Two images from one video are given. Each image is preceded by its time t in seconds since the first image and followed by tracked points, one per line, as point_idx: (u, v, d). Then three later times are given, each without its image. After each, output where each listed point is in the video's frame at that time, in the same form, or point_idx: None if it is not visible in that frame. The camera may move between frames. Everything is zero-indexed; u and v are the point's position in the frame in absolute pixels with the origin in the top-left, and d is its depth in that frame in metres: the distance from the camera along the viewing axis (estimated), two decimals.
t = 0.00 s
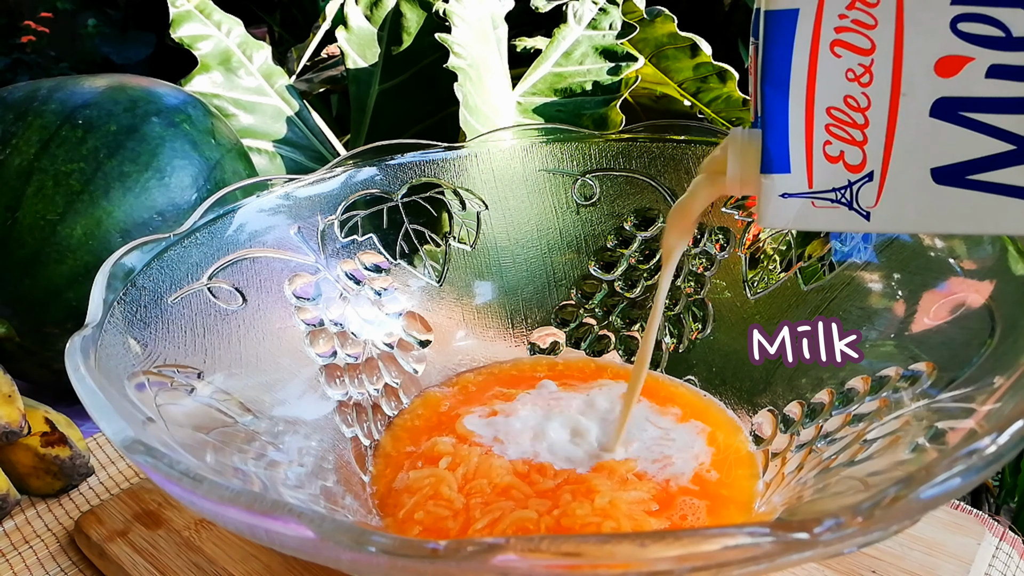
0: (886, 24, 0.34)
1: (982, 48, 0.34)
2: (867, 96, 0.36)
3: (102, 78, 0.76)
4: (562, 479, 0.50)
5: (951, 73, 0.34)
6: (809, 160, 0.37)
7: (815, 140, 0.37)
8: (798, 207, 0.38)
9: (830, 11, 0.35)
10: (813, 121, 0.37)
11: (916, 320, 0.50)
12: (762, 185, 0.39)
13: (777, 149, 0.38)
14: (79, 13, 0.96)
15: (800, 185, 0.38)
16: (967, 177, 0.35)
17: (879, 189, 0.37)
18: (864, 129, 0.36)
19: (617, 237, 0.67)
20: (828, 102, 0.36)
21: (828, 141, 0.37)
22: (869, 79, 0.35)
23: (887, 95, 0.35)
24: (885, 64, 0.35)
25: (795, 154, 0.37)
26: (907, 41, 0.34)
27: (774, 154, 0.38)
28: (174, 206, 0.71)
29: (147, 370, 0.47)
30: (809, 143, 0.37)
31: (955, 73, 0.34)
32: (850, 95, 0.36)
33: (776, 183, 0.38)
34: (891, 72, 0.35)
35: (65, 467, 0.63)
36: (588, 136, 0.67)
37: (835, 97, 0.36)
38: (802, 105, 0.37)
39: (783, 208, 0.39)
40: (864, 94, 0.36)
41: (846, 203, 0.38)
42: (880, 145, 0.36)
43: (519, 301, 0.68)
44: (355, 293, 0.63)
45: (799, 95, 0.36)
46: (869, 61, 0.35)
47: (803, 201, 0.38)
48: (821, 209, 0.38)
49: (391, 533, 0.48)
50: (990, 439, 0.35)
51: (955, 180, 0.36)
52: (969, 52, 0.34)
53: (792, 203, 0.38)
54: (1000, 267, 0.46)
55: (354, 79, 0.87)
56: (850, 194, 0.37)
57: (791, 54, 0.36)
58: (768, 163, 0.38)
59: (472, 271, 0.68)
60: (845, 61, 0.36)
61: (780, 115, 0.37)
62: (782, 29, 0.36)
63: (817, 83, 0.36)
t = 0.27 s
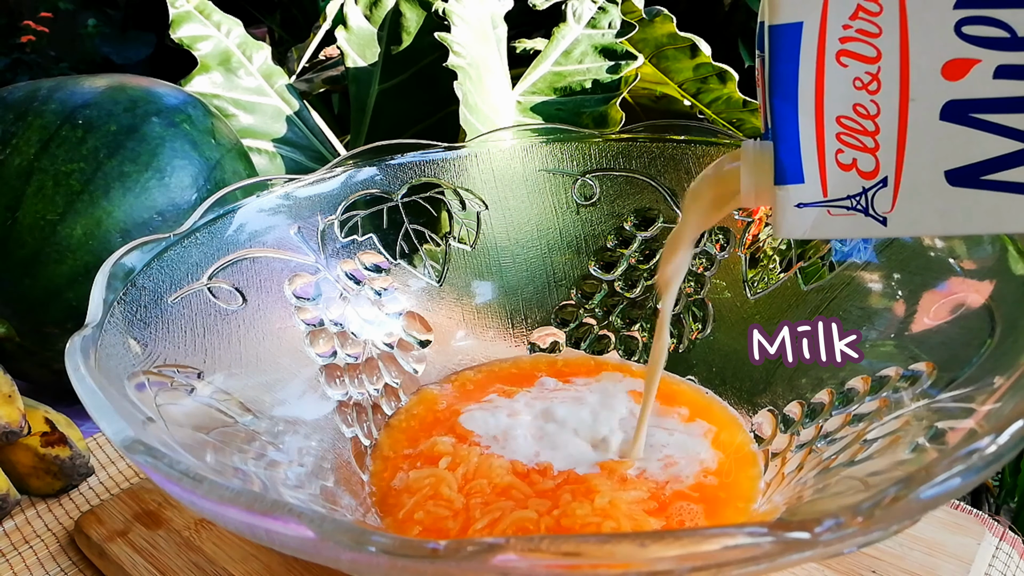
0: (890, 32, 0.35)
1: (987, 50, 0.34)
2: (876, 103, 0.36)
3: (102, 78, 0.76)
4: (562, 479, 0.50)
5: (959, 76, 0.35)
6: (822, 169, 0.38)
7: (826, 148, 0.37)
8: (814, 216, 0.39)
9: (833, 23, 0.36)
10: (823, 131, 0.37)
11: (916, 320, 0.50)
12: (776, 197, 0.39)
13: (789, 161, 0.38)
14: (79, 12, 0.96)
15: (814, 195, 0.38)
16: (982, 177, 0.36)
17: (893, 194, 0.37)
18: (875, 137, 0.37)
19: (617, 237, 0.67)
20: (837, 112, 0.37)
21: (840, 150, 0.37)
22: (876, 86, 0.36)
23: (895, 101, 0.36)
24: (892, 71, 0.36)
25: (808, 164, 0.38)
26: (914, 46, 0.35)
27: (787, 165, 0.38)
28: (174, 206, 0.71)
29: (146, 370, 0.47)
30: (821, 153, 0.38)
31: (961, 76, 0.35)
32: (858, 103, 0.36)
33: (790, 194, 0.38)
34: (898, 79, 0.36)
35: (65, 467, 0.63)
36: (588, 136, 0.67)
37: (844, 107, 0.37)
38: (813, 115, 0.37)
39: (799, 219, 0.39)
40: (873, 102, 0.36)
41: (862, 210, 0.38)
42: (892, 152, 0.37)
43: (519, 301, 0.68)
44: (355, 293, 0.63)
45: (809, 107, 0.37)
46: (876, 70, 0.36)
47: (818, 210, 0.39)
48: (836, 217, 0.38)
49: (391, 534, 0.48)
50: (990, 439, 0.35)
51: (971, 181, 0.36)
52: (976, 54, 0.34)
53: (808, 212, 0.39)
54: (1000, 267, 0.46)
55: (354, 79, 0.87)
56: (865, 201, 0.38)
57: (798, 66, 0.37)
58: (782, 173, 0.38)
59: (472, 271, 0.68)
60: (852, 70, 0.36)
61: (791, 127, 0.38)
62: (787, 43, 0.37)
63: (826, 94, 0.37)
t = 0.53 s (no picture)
0: (892, 40, 0.35)
1: (991, 51, 0.33)
2: (882, 110, 0.36)
3: (102, 78, 0.76)
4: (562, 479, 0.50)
5: (964, 79, 0.34)
6: (832, 177, 0.37)
7: (836, 157, 0.37)
8: (827, 225, 0.38)
9: (834, 34, 0.36)
10: (831, 140, 0.37)
11: (916, 320, 0.50)
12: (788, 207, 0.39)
13: (799, 170, 0.38)
14: (79, 12, 0.96)
15: (826, 204, 0.38)
16: (993, 177, 0.35)
17: (907, 200, 0.36)
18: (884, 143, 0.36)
19: (617, 237, 0.67)
20: (844, 121, 0.36)
21: (849, 158, 0.37)
22: (882, 94, 0.36)
23: (903, 108, 0.35)
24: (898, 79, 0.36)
25: (818, 174, 0.38)
26: (916, 50, 0.35)
27: (796, 175, 0.38)
28: (174, 206, 0.71)
29: (147, 370, 0.47)
30: (830, 161, 0.37)
31: (965, 79, 0.34)
32: (864, 111, 0.36)
33: (802, 204, 0.38)
34: (903, 85, 0.35)
35: (65, 467, 0.63)
36: (588, 136, 0.67)
37: (850, 116, 0.36)
38: (819, 126, 0.37)
39: (812, 229, 0.38)
40: (880, 110, 0.36)
41: (875, 216, 0.37)
42: (902, 158, 0.36)
43: (519, 301, 0.68)
44: (355, 293, 0.63)
45: (815, 118, 0.37)
46: (881, 77, 0.35)
47: (831, 218, 0.38)
48: (850, 225, 0.38)
49: (391, 534, 0.48)
50: (990, 439, 0.35)
51: (983, 182, 0.35)
52: (979, 56, 0.34)
53: (821, 222, 0.38)
54: (1000, 267, 0.46)
55: (354, 79, 0.87)
56: (878, 207, 0.37)
57: (800, 79, 0.37)
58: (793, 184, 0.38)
59: (472, 270, 0.68)
60: (857, 80, 0.36)
61: (799, 138, 0.37)
62: (790, 56, 0.37)
63: (831, 104, 0.36)
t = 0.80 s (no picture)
0: (890, 45, 0.35)
1: (989, 53, 0.33)
2: (882, 116, 0.35)
3: (102, 78, 0.76)
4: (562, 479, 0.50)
5: (963, 82, 0.34)
6: (835, 184, 0.37)
7: (838, 163, 0.37)
8: (832, 231, 0.38)
9: (832, 41, 0.36)
10: (832, 146, 0.37)
11: (916, 320, 0.50)
12: (794, 214, 0.39)
13: (803, 179, 0.38)
14: (79, 12, 0.97)
15: (830, 210, 0.38)
16: (996, 179, 0.34)
17: (911, 205, 0.36)
18: (886, 148, 0.36)
19: (617, 237, 0.67)
20: (845, 127, 0.36)
21: (851, 164, 0.37)
22: (882, 99, 0.35)
23: (903, 112, 0.35)
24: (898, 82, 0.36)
25: (820, 180, 0.37)
26: (913, 51, 0.34)
27: (800, 182, 0.38)
28: (174, 206, 0.71)
29: (147, 370, 0.47)
30: (833, 169, 0.37)
31: (964, 82, 0.34)
32: (864, 117, 0.36)
33: (806, 211, 0.38)
34: (902, 90, 0.35)
35: (65, 467, 0.63)
36: (588, 136, 0.67)
37: (851, 122, 0.36)
38: (820, 131, 0.37)
39: (817, 235, 0.39)
40: (880, 115, 0.36)
41: (880, 220, 0.37)
42: (903, 161, 0.36)
43: (519, 301, 0.68)
44: (355, 293, 0.63)
45: (816, 125, 0.37)
46: (880, 83, 0.35)
47: (835, 224, 0.38)
48: (855, 231, 0.38)
49: (390, 534, 0.48)
50: (990, 439, 0.35)
51: (989, 183, 0.34)
52: (978, 59, 0.33)
53: (825, 228, 0.38)
54: (1000, 267, 0.46)
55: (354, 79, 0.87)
56: (882, 212, 0.37)
57: (801, 87, 0.37)
58: (797, 192, 0.38)
59: (472, 270, 0.68)
60: (856, 86, 0.36)
61: (801, 146, 0.37)
62: (789, 64, 0.37)
63: (832, 110, 0.36)
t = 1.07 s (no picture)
0: (896, 47, 0.34)
1: (997, 52, 0.33)
2: (890, 117, 0.35)
3: (102, 78, 0.76)
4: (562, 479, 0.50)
5: (970, 82, 0.33)
6: (844, 186, 0.37)
7: (847, 165, 0.36)
8: (843, 234, 0.38)
9: (838, 45, 0.35)
10: (841, 150, 0.36)
11: (916, 320, 0.50)
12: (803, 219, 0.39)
13: (810, 183, 0.38)
14: (79, 12, 0.96)
15: (841, 213, 0.37)
16: (1007, 178, 0.34)
17: (921, 206, 0.36)
18: (894, 149, 0.35)
19: (617, 237, 0.67)
20: (853, 130, 0.36)
21: (861, 166, 0.36)
22: (889, 100, 0.35)
23: (911, 112, 0.34)
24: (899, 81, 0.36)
25: (830, 184, 0.37)
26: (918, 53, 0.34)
27: (809, 186, 0.38)
28: (174, 206, 0.71)
29: (146, 370, 0.47)
30: (843, 172, 0.37)
31: (972, 82, 0.33)
32: (874, 119, 0.35)
33: (816, 215, 0.38)
34: (910, 90, 0.34)
35: (65, 467, 0.63)
36: (588, 136, 0.67)
37: (859, 125, 0.36)
38: (828, 134, 0.36)
39: (828, 239, 0.38)
40: (887, 116, 0.35)
41: (890, 223, 0.37)
42: (913, 163, 0.35)
43: (519, 301, 0.68)
44: (355, 293, 0.63)
45: (823, 129, 0.36)
46: (887, 84, 0.35)
47: (846, 227, 0.38)
48: (865, 233, 0.37)
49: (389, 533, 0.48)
50: (990, 439, 0.35)
51: (999, 183, 0.34)
52: (985, 58, 0.33)
53: (836, 231, 0.38)
54: (999, 267, 0.46)
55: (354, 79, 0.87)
56: (893, 214, 0.36)
57: (808, 91, 0.36)
58: (806, 196, 0.38)
59: (472, 270, 0.68)
60: (862, 88, 0.35)
61: (809, 148, 0.37)
62: (794, 69, 0.37)
63: (839, 113, 0.36)
